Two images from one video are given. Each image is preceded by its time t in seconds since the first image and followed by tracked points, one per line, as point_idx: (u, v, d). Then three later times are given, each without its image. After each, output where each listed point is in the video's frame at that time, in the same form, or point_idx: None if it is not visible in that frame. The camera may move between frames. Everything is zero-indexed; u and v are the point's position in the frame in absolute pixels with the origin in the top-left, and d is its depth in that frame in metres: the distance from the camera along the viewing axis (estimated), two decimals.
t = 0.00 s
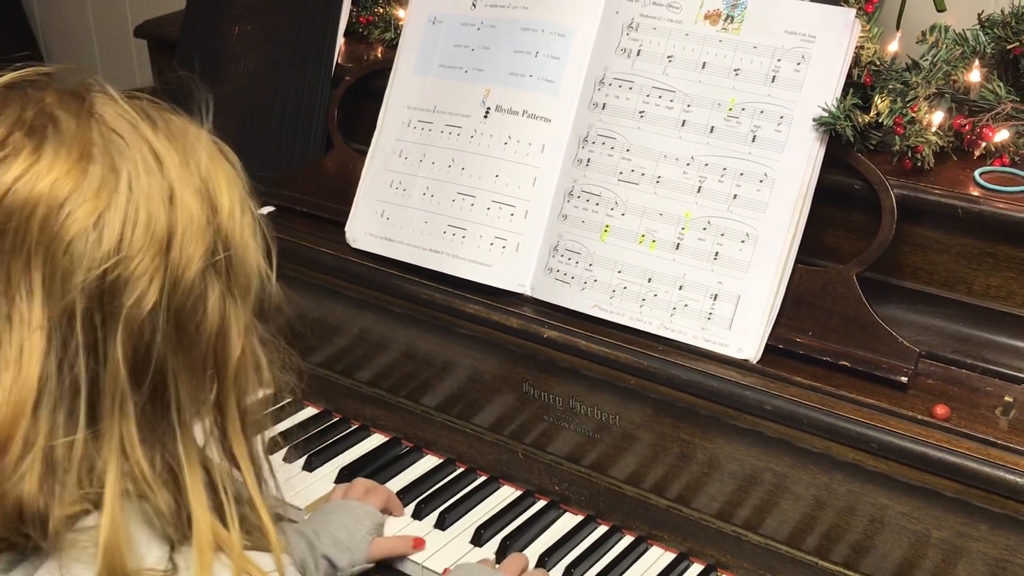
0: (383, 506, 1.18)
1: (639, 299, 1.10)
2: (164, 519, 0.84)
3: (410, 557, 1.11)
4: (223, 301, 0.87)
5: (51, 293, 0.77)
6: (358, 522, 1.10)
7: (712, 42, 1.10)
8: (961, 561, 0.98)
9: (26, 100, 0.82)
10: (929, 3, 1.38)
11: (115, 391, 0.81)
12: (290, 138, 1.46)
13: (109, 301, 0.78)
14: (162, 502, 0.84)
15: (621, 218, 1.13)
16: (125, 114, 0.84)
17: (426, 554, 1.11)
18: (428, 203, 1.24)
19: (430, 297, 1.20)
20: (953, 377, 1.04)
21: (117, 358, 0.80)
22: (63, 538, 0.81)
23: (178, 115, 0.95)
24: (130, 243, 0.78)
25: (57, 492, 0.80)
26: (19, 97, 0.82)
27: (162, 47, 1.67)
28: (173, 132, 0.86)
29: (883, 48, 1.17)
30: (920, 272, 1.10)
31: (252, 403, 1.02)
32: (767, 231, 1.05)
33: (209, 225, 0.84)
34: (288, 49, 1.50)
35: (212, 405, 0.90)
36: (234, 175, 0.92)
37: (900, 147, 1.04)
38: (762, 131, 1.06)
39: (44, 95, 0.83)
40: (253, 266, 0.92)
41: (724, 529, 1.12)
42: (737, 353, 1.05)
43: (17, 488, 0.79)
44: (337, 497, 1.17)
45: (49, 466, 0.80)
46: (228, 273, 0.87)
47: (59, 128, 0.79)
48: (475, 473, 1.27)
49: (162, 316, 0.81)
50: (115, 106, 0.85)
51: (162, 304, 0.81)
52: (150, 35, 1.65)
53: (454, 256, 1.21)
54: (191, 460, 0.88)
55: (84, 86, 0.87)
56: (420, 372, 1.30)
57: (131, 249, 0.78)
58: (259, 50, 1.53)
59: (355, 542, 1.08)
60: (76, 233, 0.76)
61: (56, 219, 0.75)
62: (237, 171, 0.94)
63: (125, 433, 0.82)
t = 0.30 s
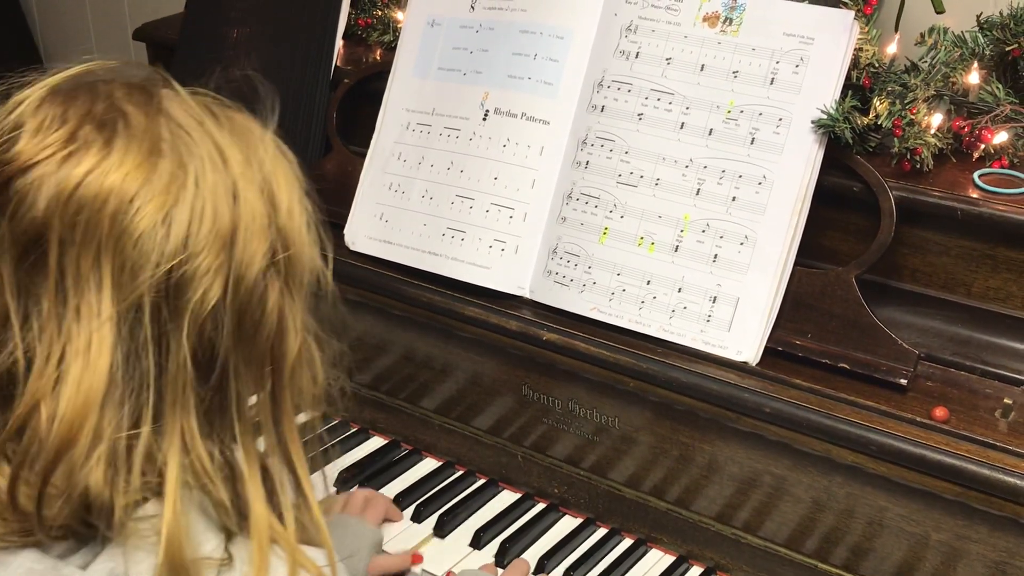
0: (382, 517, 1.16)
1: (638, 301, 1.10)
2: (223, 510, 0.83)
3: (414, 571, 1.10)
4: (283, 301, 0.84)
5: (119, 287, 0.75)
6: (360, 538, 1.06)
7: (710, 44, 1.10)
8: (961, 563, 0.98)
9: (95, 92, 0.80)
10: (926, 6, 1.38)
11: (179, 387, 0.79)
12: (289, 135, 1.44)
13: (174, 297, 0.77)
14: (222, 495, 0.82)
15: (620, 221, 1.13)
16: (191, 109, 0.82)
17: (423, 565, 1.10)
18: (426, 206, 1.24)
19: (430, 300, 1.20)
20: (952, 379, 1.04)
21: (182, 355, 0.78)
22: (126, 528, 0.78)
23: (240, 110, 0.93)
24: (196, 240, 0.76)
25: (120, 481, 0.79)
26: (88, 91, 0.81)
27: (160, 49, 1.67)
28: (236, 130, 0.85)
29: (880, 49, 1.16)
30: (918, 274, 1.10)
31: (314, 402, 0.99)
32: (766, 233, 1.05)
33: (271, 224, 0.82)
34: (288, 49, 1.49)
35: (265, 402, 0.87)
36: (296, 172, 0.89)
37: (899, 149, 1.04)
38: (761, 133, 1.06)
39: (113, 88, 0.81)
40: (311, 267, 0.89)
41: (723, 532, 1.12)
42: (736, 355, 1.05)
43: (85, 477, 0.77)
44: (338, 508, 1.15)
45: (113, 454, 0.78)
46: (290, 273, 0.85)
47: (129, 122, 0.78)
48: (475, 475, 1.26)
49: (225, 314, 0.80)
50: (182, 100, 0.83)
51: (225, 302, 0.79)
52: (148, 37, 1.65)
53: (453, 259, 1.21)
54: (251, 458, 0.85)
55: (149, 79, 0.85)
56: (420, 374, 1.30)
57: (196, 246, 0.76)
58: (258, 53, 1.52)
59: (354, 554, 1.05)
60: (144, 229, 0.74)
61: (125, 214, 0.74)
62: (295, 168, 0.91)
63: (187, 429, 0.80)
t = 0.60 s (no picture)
0: (379, 514, 1.17)
1: (636, 303, 1.10)
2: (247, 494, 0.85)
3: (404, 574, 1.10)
4: (302, 282, 0.87)
5: (133, 283, 0.76)
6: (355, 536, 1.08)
7: (708, 46, 1.10)
8: (959, 565, 0.98)
9: (102, 85, 0.80)
10: (924, 7, 1.38)
11: (197, 376, 0.82)
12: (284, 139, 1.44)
13: (189, 287, 0.78)
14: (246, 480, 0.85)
15: (618, 222, 1.13)
16: (199, 97, 0.82)
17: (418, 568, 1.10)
18: (425, 207, 1.24)
19: (429, 302, 1.20)
20: (950, 381, 1.03)
21: (199, 343, 0.80)
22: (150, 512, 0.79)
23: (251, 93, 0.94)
24: (208, 230, 0.77)
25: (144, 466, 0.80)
26: (95, 83, 0.80)
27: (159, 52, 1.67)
28: (246, 115, 0.85)
29: (878, 52, 1.15)
30: (917, 276, 1.10)
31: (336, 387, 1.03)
32: (764, 235, 1.05)
33: (285, 208, 0.84)
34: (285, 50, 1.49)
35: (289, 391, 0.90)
36: (308, 151, 0.91)
37: (897, 151, 1.04)
38: (759, 135, 1.06)
39: (121, 79, 0.81)
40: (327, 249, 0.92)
41: (721, 533, 1.12)
42: (734, 357, 1.05)
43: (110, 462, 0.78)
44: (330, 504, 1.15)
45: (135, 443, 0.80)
46: (306, 254, 0.88)
47: (137, 114, 0.77)
48: (473, 477, 1.26)
49: (241, 300, 0.81)
50: (189, 89, 0.83)
51: (240, 288, 0.81)
52: (147, 40, 1.65)
53: (452, 260, 1.21)
54: (275, 438, 0.89)
55: (157, 69, 0.85)
56: (418, 376, 1.30)
57: (209, 236, 0.77)
58: (257, 55, 1.52)
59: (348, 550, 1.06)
60: (156, 222, 0.75)
61: (136, 207, 0.74)
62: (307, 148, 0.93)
63: (207, 413, 0.83)
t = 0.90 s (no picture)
0: (383, 509, 1.18)
1: (637, 304, 1.10)
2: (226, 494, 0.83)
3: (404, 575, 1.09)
4: (275, 277, 0.86)
5: (96, 291, 0.76)
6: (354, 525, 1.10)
7: (709, 48, 1.10)
8: (959, 566, 0.98)
9: (68, 87, 0.79)
10: (925, 8, 1.38)
11: (165, 381, 0.81)
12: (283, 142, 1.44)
13: (155, 293, 0.77)
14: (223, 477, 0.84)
15: (619, 223, 1.13)
16: (165, 94, 0.80)
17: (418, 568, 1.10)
18: (426, 208, 1.24)
19: (430, 303, 1.20)
20: (952, 382, 1.02)
21: (166, 347, 0.80)
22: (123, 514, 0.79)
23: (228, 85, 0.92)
24: (173, 232, 0.76)
25: (115, 465, 0.80)
26: (60, 85, 0.79)
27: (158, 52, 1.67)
28: (218, 109, 0.83)
29: (879, 53, 1.15)
30: (917, 278, 1.10)
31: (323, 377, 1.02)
32: (764, 236, 1.05)
33: (258, 205, 0.82)
34: (285, 51, 1.49)
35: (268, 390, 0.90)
36: (287, 140, 0.89)
37: (897, 152, 1.05)
38: (759, 137, 1.06)
39: (85, 80, 0.80)
40: (309, 241, 0.90)
41: (721, 534, 1.12)
42: (734, 358, 1.05)
43: (75, 469, 0.77)
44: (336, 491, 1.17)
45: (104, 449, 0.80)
46: (282, 249, 0.86)
47: (98, 117, 0.76)
48: (473, 478, 1.27)
49: (210, 303, 0.80)
50: (156, 87, 0.81)
51: (209, 291, 0.80)
52: (147, 39, 1.65)
53: (452, 261, 1.21)
54: (253, 434, 0.88)
55: (127, 67, 0.83)
56: (418, 376, 1.30)
57: (175, 239, 0.76)
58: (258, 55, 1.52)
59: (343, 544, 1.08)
60: (118, 228, 0.74)
61: (98, 214, 0.73)
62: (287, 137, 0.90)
63: (179, 417, 0.82)
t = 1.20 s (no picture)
0: (385, 508, 1.18)
1: (636, 305, 1.10)
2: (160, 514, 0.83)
3: None
4: (223, 297, 0.85)
5: (33, 307, 0.76)
6: (355, 520, 1.10)
7: (709, 49, 1.10)
8: (958, 567, 0.98)
9: (16, 99, 0.80)
10: (925, 10, 1.38)
11: (99, 404, 0.81)
12: (282, 148, 1.44)
13: (91, 312, 0.78)
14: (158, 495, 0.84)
15: (619, 224, 1.13)
16: (115, 109, 0.82)
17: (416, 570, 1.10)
18: (425, 209, 1.24)
19: (430, 304, 1.20)
20: (951, 383, 1.03)
21: (102, 365, 0.80)
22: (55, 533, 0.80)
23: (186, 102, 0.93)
24: (116, 249, 0.76)
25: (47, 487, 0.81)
26: (11, 99, 0.80)
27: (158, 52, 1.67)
28: (169, 125, 0.84)
29: (879, 53, 1.15)
30: (917, 278, 1.10)
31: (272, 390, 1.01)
32: (764, 237, 1.05)
33: (208, 223, 0.82)
34: (284, 54, 1.49)
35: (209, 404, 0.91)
36: (243, 159, 0.89)
37: (896, 153, 1.05)
38: (759, 138, 1.06)
39: (34, 93, 0.81)
40: (262, 259, 0.89)
41: (721, 535, 1.12)
42: (734, 359, 1.05)
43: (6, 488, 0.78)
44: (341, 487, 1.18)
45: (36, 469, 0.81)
46: (232, 268, 0.86)
47: (43, 130, 0.77)
48: (472, 479, 1.27)
49: (150, 322, 0.81)
50: (105, 102, 0.82)
51: (150, 309, 0.80)
52: (147, 40, 1.65)
53: (452, 262, 1.21)
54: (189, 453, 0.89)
55: (79, 82, 0.85)
56: (417, 377, 1.30)
57: (117, 255, 0.76)
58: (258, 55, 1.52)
59: (346, 539, 1.08)
60: (57, 243, 0.74)
61: (37, 228, 0.74)
62: (244, 155, 0.90)
63: (112, 440, 0.82)
